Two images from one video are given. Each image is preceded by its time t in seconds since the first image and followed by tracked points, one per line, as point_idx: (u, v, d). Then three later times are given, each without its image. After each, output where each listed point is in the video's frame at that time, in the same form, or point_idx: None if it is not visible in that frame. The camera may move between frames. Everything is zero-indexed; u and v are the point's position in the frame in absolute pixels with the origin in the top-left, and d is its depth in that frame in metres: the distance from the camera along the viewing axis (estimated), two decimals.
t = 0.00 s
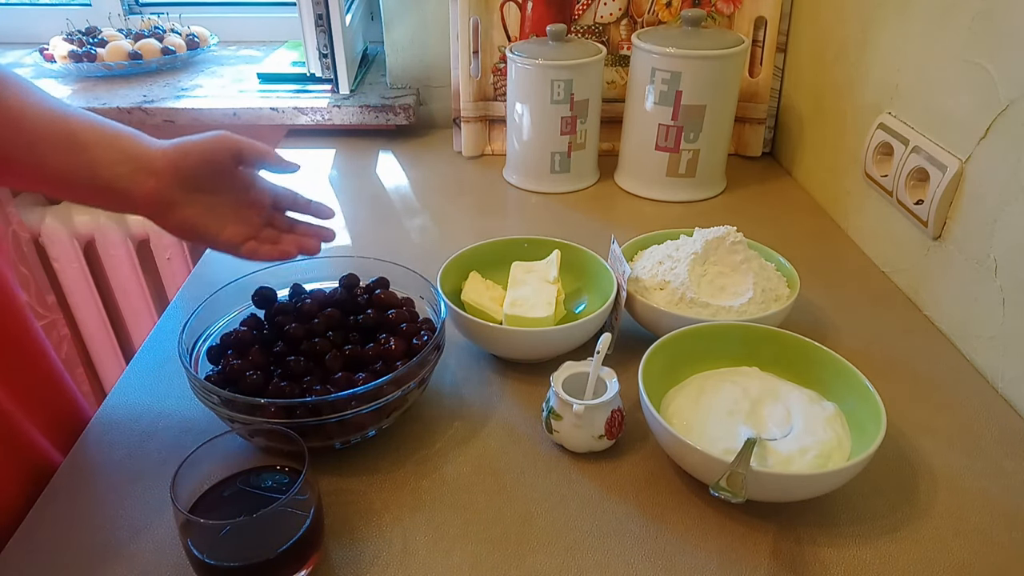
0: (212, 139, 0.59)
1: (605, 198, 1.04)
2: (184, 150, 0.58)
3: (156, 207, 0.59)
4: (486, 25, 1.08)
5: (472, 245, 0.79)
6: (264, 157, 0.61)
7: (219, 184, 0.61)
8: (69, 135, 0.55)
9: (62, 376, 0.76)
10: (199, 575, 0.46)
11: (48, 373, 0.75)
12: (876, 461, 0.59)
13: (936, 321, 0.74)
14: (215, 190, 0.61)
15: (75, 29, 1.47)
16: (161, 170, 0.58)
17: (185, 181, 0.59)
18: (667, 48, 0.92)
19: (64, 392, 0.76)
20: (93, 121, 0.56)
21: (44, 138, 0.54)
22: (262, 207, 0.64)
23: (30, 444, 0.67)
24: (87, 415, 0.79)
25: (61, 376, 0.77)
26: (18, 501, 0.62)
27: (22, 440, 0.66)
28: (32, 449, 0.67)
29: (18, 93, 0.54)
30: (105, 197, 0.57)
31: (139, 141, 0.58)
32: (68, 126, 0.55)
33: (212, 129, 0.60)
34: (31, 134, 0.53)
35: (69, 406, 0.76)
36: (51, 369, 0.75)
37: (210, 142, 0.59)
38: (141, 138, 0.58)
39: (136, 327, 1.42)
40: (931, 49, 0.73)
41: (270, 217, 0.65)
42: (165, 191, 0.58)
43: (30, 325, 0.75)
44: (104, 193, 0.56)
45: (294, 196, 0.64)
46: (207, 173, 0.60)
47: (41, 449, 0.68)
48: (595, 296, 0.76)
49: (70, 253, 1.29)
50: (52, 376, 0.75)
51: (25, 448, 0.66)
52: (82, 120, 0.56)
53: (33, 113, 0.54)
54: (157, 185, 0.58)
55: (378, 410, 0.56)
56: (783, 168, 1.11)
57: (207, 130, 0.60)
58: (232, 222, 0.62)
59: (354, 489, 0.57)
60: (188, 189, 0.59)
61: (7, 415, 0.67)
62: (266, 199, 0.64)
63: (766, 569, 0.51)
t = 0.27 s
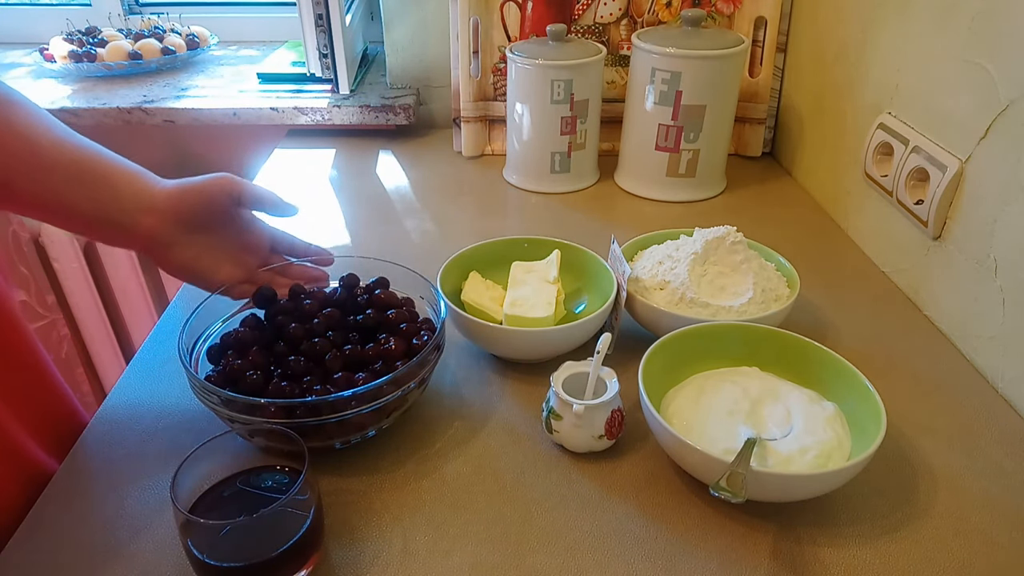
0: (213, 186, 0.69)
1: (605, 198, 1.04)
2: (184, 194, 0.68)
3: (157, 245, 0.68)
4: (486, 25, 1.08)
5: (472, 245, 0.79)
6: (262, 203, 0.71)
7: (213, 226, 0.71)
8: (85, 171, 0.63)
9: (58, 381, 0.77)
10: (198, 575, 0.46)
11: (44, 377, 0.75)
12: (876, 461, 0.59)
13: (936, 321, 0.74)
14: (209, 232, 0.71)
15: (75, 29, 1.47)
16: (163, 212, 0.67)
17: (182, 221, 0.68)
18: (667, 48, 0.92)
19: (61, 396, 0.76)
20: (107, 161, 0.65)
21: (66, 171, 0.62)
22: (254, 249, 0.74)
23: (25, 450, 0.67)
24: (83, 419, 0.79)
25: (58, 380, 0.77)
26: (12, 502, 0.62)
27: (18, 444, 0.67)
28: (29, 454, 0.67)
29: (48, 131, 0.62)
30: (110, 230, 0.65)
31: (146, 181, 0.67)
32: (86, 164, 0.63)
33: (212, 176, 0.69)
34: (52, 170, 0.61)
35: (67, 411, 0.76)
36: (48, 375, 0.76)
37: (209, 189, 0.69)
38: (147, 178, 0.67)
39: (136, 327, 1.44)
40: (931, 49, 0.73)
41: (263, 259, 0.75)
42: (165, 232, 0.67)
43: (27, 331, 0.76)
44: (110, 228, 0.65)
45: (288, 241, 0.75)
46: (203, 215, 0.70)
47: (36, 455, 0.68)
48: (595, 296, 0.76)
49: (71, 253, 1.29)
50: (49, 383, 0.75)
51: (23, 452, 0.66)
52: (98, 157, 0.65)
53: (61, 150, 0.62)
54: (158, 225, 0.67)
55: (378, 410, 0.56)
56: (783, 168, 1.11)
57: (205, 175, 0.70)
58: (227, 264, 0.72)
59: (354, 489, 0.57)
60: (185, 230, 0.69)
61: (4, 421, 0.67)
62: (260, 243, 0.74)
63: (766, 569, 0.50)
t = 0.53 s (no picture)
0: (210, 171, 0.70)
1: (605, 198, 1.04)
2: (181, 180, 0.69)
3: (158, 233, 0.69)
4: (486, 25, 1.08)
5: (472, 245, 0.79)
6: (263, 181, 0.71)
7: (212, 212, 0.72)
8: (82, 161, 0.64)
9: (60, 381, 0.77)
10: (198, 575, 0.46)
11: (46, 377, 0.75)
12: (876, 461, 0.59)
13: (936, 321, 0.74)
14: (209, 219, 0.72)
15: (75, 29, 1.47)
16: (162, 201, 0.68)
17: (182, 208, 0.70)
18: (667, 48, 0.92)
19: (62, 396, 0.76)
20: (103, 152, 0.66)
21: (64, 163, 0.63)
22: (256, 232, 0.75)
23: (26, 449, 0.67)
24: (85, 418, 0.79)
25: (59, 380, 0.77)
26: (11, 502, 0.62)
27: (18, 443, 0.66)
28: (30, 454, 0.67)
29: (44, 124, 0.63)
30: (110, 220, 0.67)
31: (143, 169, 0.68)
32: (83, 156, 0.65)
33: (209, 161, 0.70)
34: (50, 162, 0.63)
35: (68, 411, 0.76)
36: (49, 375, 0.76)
37: (207, 175, 0.70)
38: (144, 166, 0.68)
39: (136, 328, 1.43)
40: (931, 49, 0.73)
41: (267, 243, 0.76)
42: (165, 220, 0.69)
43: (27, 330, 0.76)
44: (110, 217, 0.66)
45: (291, 222, 0.76)
46: (201, 201, 0.71)
47: (37, 455, 0.68)
48: (595, 296, 0.76)
49: (70, 253, 1.29)
50: (50, 382, 0.75)
51: (24, 453, 0.66)
52: (95, 148, 0.66)
53: (58, 142, 0.63)
54: (158, 214, 0.68)
55: (378, 410, 0.56)
56: (783, 168, 1.11)
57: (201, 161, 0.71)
58: (230, 249, 0.73)
59: (354, 489, 0.57)
60: (186, 217, 0.70)
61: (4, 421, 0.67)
62: (262, 228, 0.75)
63: (766, 569, 0.50)
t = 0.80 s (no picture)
0: (216, 194, 0.70)
1: (605, 198, 1.04)
2: (188, 203, 0.69)
3: (163, 255, 0.69)
4: (486, 25, 1.08)
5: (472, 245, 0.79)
6: (266, 205, 0.72)
7: (216, 234, 0.72)
8: (91, 182, 0.64)
9: (59, 382, 0.77)
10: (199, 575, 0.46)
11: (46, 378, 0.75)
12: (876, 461, 0.59)
13: (936, 321, 0.74)
14: (213, 240, 0.72)
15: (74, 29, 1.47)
16: (168, 222, 0.68)
17: (187, 230, 0.70)
18: (667, 47, 0.92)
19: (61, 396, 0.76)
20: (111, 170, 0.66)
21: (72, 182, 0.63)
22: (258, 254, 0.75)
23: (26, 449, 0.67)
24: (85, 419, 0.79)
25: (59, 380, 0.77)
26: (10, 503, 0.62)
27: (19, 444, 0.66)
28: (29, 454, 0.67)
29: (53, 141, 0.63)
30: (115, 241, 0.67)
31: (150, 191, 0.68)
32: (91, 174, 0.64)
33: (214, 184, 0.71)
34: (58, 181, 0.63)
35: (68, 412, 0.76)
36: (49, 375, 0.76)
37: (213, 197, 0.70)
38: (151, 188, 0.68)
39: (136, 326, 1.45)
40: (931, 49, 0.73)
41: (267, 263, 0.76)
42: (171, 242, 0.69)
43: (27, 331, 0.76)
44: (116, 238, 0.66)
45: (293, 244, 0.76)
46: (206, 224, 0.71)
47: (36, 455, 0.68)
48: (595, 296, 0.76)
49: (70, 253, 1.29)
50: (50, 382, 0.75)
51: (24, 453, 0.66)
52: (104, 167, 0.66)
53: (67, 161, 0.63)
54: (164, 235, 0.68)
55: (378, 410, 0.56)
56: (783, 168, 1.11)
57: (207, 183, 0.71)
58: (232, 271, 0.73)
59: (354, 489, 0.57)
60: (190, 239, 0.71)
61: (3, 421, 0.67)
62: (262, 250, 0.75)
63: (766, 569, 0.50)
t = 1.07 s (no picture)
0: (214, 204, 0.70)
1: (605, 198, 1.04)
2: (185, 212, 0.69)
3: (159, 263, 0.69)
4: (486, 25, 1.08)
5: (472, 245, 0.79)
6: (266, 216, 0.72)
7: (213, 243, 0.72)
8: (88, 188, 0.64)
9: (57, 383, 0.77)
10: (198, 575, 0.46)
11: (45, 380, 0.75)
12: (876, 461, 0.59)
13: (936, 321, 0.74)
14: (210, 249, 0.72)
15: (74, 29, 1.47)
16: (165, 230, 0.68)
17: (184, 238, 0.70)
18: (667, 48, 0.92)
19: (60, 398, 0.76)
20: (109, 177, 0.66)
21: (69, 188, 0.64)
22: (254, 261, 0.75)
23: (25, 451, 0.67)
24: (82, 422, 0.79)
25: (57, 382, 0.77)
26: (9, 503, 0.62)
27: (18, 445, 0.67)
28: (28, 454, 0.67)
29: (52, 146, 0.64)
30: (111, 248, 0.67)
31: (149, 199, 0.68)
32: (89, 181, 0.65)
33: (212, 193, 0.71)
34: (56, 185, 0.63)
35: (66, 413, 0.76)
36: (46, 377, 0.76)
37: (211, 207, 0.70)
38: (149, 195, 0.69)
39: (136, 327, 1.45)
40: (931, 50, 0.73)
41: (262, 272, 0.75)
42: (167, 250, 0.69)
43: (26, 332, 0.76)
44: (112, 245, 0.66)
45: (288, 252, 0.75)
46: (203, 232, 0.71)
47: (35, 455, 0.68)
48: (595, 296, 0.76)
49: (70, 253, 1.30)
50: (47, 384, 0.75)
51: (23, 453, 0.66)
52: (101, 173, 0.66)
53: (65, 166, 0.64)
54: (161, 243, 0.68)
55: (378, 410, 0.56)
56: (783, 168, 1.11)
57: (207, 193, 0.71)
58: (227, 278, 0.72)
59: (354, 489, 0.57)
60: (187, 248, 0.70)
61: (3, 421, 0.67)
62: (259, 258, 0.75)
63: (766, 569, 0.50)
